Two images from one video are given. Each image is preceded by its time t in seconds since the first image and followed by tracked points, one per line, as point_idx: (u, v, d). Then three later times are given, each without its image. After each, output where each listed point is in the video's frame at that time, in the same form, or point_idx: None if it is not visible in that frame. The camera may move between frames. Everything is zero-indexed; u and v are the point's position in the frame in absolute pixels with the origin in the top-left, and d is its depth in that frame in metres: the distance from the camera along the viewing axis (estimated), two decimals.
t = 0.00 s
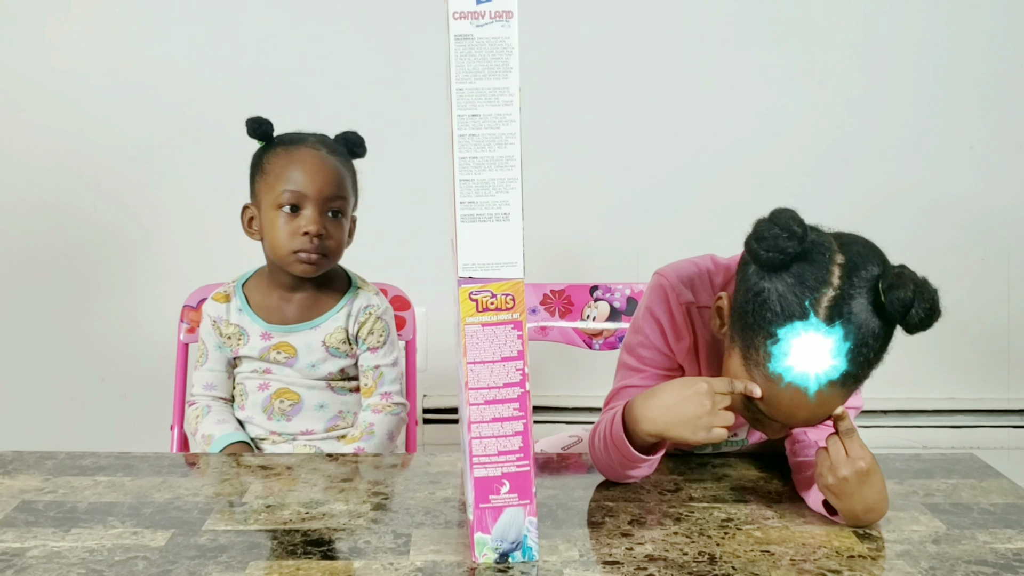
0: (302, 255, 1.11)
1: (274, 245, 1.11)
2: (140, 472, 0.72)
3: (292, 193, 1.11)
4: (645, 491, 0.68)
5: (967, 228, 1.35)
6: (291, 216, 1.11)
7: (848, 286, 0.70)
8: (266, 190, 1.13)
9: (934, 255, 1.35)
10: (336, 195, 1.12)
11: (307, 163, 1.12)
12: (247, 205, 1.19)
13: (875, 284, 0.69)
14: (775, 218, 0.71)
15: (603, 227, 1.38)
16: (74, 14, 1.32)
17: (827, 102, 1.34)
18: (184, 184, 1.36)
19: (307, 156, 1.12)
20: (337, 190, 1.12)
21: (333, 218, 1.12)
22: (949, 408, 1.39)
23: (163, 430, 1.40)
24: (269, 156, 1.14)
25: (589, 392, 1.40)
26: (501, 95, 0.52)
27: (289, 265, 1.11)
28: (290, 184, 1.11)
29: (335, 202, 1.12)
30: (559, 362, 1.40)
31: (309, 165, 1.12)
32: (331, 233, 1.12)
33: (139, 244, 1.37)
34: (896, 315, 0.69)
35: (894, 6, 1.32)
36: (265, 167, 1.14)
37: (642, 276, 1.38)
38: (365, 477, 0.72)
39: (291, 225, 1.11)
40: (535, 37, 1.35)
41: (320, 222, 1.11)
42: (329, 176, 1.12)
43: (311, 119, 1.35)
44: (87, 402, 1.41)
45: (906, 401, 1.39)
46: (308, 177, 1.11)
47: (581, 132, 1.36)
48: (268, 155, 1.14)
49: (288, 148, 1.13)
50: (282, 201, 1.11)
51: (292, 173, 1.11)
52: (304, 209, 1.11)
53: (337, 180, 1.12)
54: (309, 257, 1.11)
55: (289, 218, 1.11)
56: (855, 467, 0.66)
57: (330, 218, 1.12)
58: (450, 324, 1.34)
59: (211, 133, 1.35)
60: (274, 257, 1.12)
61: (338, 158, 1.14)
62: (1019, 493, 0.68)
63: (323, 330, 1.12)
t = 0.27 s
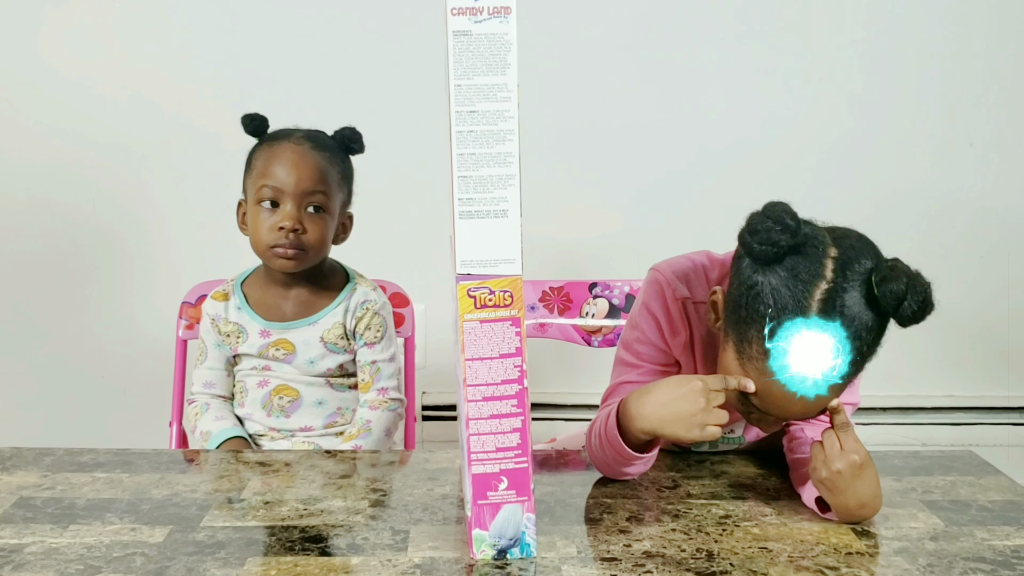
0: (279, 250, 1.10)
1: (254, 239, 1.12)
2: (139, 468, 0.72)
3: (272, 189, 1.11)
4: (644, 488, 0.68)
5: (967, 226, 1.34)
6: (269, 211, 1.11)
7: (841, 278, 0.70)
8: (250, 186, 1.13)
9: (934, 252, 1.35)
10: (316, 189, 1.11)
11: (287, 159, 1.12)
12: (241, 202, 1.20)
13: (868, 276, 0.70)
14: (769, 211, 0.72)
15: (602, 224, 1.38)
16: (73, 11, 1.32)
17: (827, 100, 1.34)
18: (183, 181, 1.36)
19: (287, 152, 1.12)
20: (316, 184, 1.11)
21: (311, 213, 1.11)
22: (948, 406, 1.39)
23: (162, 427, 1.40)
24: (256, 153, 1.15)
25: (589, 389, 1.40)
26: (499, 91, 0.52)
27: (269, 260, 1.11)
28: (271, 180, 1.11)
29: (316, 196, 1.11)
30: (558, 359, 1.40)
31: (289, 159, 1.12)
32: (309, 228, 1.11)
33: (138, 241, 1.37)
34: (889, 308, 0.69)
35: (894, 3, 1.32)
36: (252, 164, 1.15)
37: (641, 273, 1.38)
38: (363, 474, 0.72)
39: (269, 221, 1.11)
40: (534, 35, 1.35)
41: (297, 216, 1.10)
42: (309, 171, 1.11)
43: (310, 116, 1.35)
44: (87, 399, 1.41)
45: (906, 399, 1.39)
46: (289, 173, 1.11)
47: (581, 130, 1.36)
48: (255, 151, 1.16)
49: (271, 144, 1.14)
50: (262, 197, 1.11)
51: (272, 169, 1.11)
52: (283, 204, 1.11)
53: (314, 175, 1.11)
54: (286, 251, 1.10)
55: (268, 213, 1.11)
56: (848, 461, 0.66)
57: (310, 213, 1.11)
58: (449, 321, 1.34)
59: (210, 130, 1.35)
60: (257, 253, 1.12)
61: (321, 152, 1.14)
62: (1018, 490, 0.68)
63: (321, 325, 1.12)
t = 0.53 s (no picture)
0: (276, 251, 1.12)
1: (252, 240, 1.13)
2: (139, 467, 0.72)
3: (270, 189, 1.12)
4: (644, 488, 0.68)
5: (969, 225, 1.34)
6: (268, 211, 1.12)
7: (817, 242, 0.82)
8: (251, 187, 1.15)
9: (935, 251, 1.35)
10: (312, 190, 1.12)
11: (286, 159, 1.13)
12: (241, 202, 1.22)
13: (844, 242, 0.81)
14: (742, 185, 0.84)
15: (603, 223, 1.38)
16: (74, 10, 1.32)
17: (828, 99, 1.34)
18: (184, 180, 1.36)
19: (285, 152, 1.13)
20: (313, 184, 1.12)
21: (308, 212, 1.12)
22: (950, 405, 1.39)
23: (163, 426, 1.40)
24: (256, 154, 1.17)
25: (590, 388, 1.40)
26: (500, 90, 0.52)
27: (267, 261, 1.12)
28: (269, 180, 1.12)
29: (312, 196, 1.12)
30: (559, 358, 1.39)
31: (286, 160, 1.13)
32: (305, 229, 1.11)
33: (139, 240, 1.37)
34: (869, 268, 0.81)
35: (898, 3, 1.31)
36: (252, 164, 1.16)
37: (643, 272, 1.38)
38: (363, 473, 0.72)
39: (268, 222, 1.12)
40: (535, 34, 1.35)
41: (293, 217, 1.11)
42: (306, 170, 1.12)
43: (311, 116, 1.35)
44: (88, 397, 1.41)
45: (908, 398, 1.39)
46: (286, 172, 1.12)
47: (582, 129, 1.36)
48: (255, 152, 1.17)
49: (270, 145, 1.15)
50: (260, 198, 1.13)
51: (273, 169, 1.13)
52: (279, 205, 1.11)
53: (312, 174, 1.12)
54: (282, 252, 1.11)
55: (266, 214, 1.12)
56: (822, 464, 0.69)
57: (307, 213, 1.12)
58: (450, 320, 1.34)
59: (211, 129, 1.35)
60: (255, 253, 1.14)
61: (320, 152, 1.14)
62: (1019, 490, 0.68)
63: (318, 327, 1.12)
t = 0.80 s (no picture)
0: (275, 253, 1.11)
1: (250, 240, 1.12)
2: (139, 468, 0.72)
3: (268, 190, 1.10)
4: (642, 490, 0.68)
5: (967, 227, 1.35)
6: (266, 211, 1.10)
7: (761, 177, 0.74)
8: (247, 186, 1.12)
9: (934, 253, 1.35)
10: (311, 192, 1.10)
11: (282, 159, 1.10)
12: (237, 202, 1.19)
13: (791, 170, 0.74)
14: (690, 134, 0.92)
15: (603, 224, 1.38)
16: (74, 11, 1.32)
17: (828, 101, 1.34)
18: (183, 181, 1.36)
19: (281, 151, 1.10)
20: (313, 186, 1.10)
21: (307, 214, 1.10)
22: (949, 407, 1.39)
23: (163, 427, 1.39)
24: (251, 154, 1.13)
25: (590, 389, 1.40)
26: (500, 91, 0.53)
27: (266, 263, 1.12)
28: (267, 181, 1.10)
29: (311, 198, 1.10)
30: (559, 360, 1.40)
31: (284, 161, 1.10)
32: (304, 231, 1.10)
33: (138, 241, 1.37)
34: (817, 194, 0.88)
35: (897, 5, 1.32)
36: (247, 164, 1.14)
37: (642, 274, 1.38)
38: (362, 474, 0.72)
39: (265, 223, 1.10)
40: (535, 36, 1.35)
41: (293, 220, 1.10)
42: (306, 172, 1.10)
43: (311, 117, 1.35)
44: (87, 398, 1.41)
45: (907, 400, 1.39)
46: (285, 174, 1.10)
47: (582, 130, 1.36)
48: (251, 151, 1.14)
49: (266, 143, 1.11)
50: (258, 199, 1.10)
51: (268, 167, 1.10)
52: (278, 207, 1.10)
53: (311, 177, 1.10)
54: (281, 255, 1.11)
55: (264, 215, 1.10)
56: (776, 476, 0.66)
57: (306, 215, 1.10)
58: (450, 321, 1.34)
59: (211, 131, 1.34)
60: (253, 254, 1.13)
61: (318, 151, 1.11)
62: (1018, 490, 0.68)
63: (316, 327, 1.12)
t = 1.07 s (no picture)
0: (273, 256, 1.12)
1: (247, 244, 1.13)
2: (135, 471, 0.72)
3: (264, 194, 1.12)
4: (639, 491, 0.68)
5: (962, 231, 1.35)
6: (262, 215, 1.12)
7: (743, 147, 0.81)
8: (245, 191, 1.14)
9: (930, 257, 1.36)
10: (308, 195, 1.12)
11: (280, 163, 1.13)
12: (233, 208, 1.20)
13: (772, 144, 0.82)
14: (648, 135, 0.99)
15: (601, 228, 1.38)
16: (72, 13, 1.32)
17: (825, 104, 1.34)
18: (181, 184, 1.36)
19: (279, 156, 1.13)
20: (310, 189, 1.12)
21: (304, 217, 1.12)
22: (945, 410, 1.39)
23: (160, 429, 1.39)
24: (248, 158, 1.16)
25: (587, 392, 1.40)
26: (498, 95, 0.52)
27: (262, 266, 1.13)
28: (264, 184, 1.12)
29: (308, 201, 1.13)
30: (556, 362, 1.40)
31: (281, 165, 1.13)
32: (302, 234, 1.12)
33: (135, 244, 1.37)
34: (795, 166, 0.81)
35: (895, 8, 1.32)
36: (244, 169, 1.16)
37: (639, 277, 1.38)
38: (359, 477, 0.72)
39: (263, 227, 1.12)
40: (533, 39, 1.35)
41: (290, 222, 1.11)
42: (303, 176, 1.12)
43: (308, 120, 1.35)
44: (84, 400, 1.41)
45: (904, 403, 1.39)
46: (283, 176, 1.12)
47: (579, 134, 1.36)
48: (248, 156, 1.16)
49: (265, 149, 1.15)
50: (255, 202, 1.12)
51: (264, 173, 1.13)
52: (276, 209, 1.12)
53: (308, 179, 1.12)
54: (279, 257, 1.12)
55: (262, 218, 1.12)
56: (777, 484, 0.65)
57: (304, 218, 1.12)
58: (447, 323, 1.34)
59: (208, 133, 1.34)
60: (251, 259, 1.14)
61: (315, 157, 1.15)
62: (1014, 494, 0.68)
63: (313, 328, 1.12)
